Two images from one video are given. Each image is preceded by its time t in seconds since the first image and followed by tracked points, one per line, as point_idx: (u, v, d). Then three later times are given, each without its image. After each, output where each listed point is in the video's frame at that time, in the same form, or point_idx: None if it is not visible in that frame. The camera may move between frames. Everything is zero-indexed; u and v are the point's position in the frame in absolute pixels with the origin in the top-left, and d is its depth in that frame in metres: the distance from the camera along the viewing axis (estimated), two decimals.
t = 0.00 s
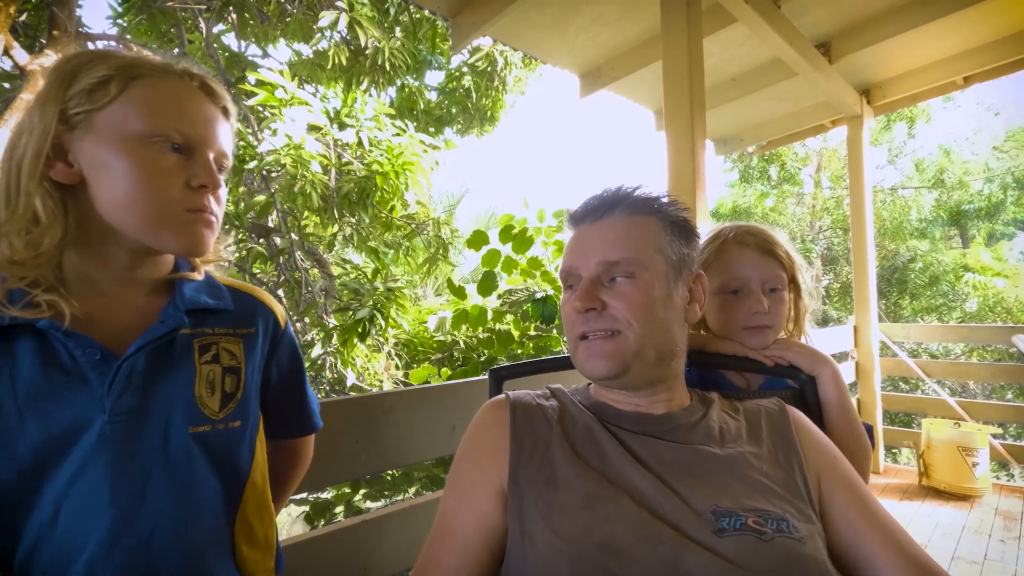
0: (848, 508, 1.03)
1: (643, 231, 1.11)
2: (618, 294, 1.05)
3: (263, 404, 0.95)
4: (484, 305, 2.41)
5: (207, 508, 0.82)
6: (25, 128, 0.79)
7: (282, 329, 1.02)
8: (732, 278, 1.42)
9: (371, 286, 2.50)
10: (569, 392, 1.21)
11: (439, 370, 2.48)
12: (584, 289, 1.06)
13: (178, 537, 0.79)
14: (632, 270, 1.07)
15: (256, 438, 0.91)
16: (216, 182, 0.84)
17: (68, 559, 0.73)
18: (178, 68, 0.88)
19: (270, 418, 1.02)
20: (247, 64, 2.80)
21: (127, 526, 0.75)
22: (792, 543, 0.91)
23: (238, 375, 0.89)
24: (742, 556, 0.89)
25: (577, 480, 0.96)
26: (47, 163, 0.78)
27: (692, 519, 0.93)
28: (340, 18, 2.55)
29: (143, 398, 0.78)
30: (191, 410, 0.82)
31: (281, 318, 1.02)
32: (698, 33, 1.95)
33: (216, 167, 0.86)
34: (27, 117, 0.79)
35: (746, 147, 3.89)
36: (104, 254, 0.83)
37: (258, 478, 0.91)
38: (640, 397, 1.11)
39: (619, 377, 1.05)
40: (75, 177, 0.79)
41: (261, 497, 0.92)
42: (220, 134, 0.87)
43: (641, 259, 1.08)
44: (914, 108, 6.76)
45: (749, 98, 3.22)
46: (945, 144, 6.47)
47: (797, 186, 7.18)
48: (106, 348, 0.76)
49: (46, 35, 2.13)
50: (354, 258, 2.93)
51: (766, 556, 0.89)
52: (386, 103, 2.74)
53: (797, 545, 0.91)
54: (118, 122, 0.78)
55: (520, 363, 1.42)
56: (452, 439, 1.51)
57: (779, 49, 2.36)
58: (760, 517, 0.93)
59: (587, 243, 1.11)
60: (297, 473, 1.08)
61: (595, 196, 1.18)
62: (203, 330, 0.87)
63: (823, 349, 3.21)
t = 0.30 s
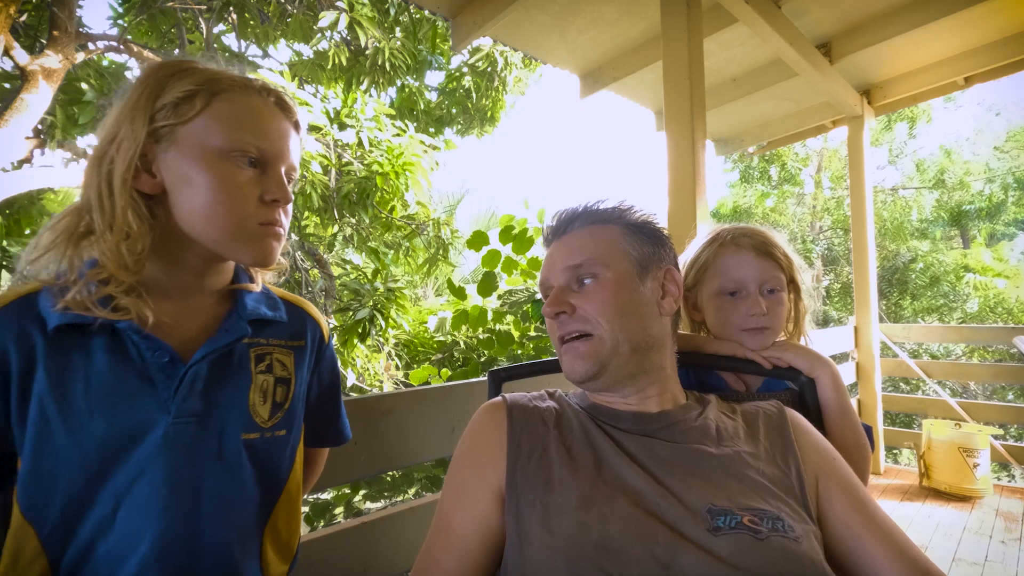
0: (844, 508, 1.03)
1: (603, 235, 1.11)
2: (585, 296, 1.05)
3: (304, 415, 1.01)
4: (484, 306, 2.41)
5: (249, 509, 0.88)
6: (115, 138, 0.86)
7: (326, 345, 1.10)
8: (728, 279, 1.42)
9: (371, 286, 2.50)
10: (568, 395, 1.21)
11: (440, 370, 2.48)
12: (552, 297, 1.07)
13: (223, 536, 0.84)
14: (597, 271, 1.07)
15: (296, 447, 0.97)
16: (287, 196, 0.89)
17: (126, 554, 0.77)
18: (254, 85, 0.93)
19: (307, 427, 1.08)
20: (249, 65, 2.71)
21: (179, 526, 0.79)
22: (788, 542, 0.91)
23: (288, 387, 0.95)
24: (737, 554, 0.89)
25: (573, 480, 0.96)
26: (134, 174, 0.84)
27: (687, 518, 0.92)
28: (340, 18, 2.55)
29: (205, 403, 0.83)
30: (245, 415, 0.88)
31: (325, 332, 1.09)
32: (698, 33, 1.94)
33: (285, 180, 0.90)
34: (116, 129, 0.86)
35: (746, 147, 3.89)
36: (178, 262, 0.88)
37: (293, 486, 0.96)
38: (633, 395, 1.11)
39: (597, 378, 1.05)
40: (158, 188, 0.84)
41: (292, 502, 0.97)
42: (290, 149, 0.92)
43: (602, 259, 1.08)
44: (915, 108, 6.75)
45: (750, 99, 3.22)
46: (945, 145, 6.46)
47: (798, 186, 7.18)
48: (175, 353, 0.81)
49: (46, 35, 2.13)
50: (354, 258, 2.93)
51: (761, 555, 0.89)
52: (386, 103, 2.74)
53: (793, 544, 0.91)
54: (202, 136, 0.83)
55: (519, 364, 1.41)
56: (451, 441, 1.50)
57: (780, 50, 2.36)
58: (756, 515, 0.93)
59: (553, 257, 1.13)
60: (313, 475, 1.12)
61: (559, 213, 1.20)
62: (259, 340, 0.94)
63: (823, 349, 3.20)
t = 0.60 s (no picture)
0: (846, 507, 1.03)
1: (593, 236, 1.11)
2: (575, 296, 1.05)
3: (336, 391, 1.09)
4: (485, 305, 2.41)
5: (289, 474, 0.94)
6: (178, 163, 0.97)
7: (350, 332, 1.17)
8: (728, 278, 1.42)
9: (371, 286, 2.48)
10: (570, 393, 1.21)
11: (440, 369, 2.49)
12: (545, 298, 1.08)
13: (266, 495, 0.90)
14: (587, 270, 1.07)
15: (326, 422, 1.04)
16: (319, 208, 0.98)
17: (179, 504, 0.83)
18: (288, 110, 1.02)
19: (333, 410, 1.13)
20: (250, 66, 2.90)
21: (231, 479, 0.86)
22: (790, 541, 0.91)
23: (319, 362, 1.03)
24: (739, 552, 0.89)
25: (576, 479, 0.96)
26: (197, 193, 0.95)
27: (690, 516, 0.93)
28: (341, 18, 2.55)
29: (254, 372, 0.92)
30: (286, 386, 0.96)
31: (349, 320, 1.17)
32: (699, 33, 1.95)
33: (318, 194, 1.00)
34: (179, 156, 0.96)
35: (747, 147, 3.89)
36: (230, 261, 0.98)
37: (323, 456, 1.03)
38: (633, 393, 1.12)
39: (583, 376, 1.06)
40: (215, 205, 0.95)
41: (325, 473, 1.05)
42: (321, 164, 1.01)
43: (592, 259, 1.08)
44: (915, 108, 6.75)
45: (750, 99, 3.22)
46: (946, 145, 6.46)
47: (799, 186, 7.18)
48: (229, 327, 0.91)
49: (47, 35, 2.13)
50: (355, 258, 2.93)
51: (764, 553, 0.89)
52: (386, 103, 2.75)
53: (795, 542, 0.91)
54: (249, 159, 0.93)
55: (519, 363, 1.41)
56: (452, 439, 1.51)
57: (780, 50, 2.36)
58: (758, 514, 0.93)
59: (544, 258, 1.13)
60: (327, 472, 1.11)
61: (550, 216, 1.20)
62: (293, 322, 1.02)
63: (823, 349, 3.20)
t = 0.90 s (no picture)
0: (848, 510, 1.03)
1: (601, 236, 1.11)
2: (584, 299, 1.05)
3: (326, 380, 1.10)
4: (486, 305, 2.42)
5: (279, 465, 0.94)
6: (167, 170, 1.02)
7: (336, 323, 1.18)
8: (733, 279, 1.41)
9: (373, 286, 2.49)
10: (569, 394, 1.21)
11: (441, 370, 2.49)
12: (551, 299, 1.07)
13: (255, 488, 0.90)
14: (597, 272, 1.07)
15: (315, 413, 1.04)
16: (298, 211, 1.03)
17: (166, 499, 0.83)
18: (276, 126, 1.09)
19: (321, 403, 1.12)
20: (250, 66, 2.90)
21: (221, 470, 0.87)
22: (791, 545, 0.91)
23: (305, 352, 1.04)
24: (740, 557, 0.89)
25: (576, 482, 0.96)
26: (182, 196, 0.99)
27: (691, 520, 0.93)
28: (342, 18, 2.55)
29: (239, 363, 0.93)
30: (272, 375, 0.97)
31: (336, 314, 1.18)
32: (700, 33, 1.94)
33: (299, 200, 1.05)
34: (169, 163, 1.02)
35: (749, 147, 3.88)
36: (212, 259, 1.01)
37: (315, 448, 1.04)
38: (633, 396, 1.11)
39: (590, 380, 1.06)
40: (200, 207, 1.00)
41: (318, 465, 1.06)
42: (303, 174, 1.07)
43: (604, 261, 1.08)
44: (917, 108, 6.75)
45: (751, 99, 3.22)
46: (947, 145, 6.45)
47: (800, 186, 7.18)
48: (213, 321, 0.92)
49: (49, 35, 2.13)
50: (356, 258, 2.93)
51: (765, 558, 0.89)
52: (388, 104, 2.75)
53: (796, 547, 0.91)
54: (233, 163, 0.99)
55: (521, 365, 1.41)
56: (453, 441, 1.51)
57: (782, 50, 2.36)
58: (758, 518, 0.93)
59: (550, 257, 1.13)
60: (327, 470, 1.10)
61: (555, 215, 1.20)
62: (277, 315, 1.03)
63: (825, 350, 3.20)
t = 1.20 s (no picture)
0: (846, 509, 1.03)
1: (637, 230, 1.13)
2: (632, 292, 1.06)
3: (287, 394, 1.05)
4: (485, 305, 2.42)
5: (234, 487, 0.90)
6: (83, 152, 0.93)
7: (299, 330, 1.12)
8: (734, 279, 1.42)
9: (373, 286, 2.50)
10: (564, 393, 1.21)
11: (441, 369, 2.50)
12: (601, 290, 1.05)
13: (205, 514, 0.85)
14: (640, 268, 1.09)
15: (279, 428, 0.99)
16: (242, 189, 0.95)
17: (105, 526, 0.78)
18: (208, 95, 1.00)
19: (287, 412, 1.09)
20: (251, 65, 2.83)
21: (168, 493, 0.82)
22: (789, 546, 0.91)
23: (265, 364, 0.99)
24: (738, 558, 0.89)
25: (574, 483, 0.96)
26: (103, 180, 0.90)
27: (689, 521, 0.93)
28: (343, 18, 2.55)
29: (188, 377, 0.88)
30: (226, 391, 0.92)
31: (299, 319, 1.12)
32: (700, 33, 1.94)
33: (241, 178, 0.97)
34: (85, 144, 0.92)
35: (749, 147, 3.88)
36: (149, 255, 0.93)
37: (280, 466, 0.98)
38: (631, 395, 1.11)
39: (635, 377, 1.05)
40: (125, 192, 0.91)
41: (281, 488, 0.99)
42: (243, 148, 0.99)
43: (644, 257, 1.10)
44: (917, 108, 6.74)
45: (751, 99, 3.21)
46: (947, 145, 6.45)
47: (800, 186, 7.18)
48: (160, 329, 0.87)
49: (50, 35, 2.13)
50: (356, 258, 2.93)
51: (762, 558, 0.89)
52: (388, 104, 2.75)
53: (794, 547, 0.91)
54: (159, 140, 0.90)
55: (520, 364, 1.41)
56: (451, 440, 1.50)
57: (782, 50, 2.36)
58: (756, 519, 0.93)
59: (587, 245, 1.09)
60: (314, 473, 1.13)
61: (575, 204, 1.17)
62: (235, 323, 0.98)
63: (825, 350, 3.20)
